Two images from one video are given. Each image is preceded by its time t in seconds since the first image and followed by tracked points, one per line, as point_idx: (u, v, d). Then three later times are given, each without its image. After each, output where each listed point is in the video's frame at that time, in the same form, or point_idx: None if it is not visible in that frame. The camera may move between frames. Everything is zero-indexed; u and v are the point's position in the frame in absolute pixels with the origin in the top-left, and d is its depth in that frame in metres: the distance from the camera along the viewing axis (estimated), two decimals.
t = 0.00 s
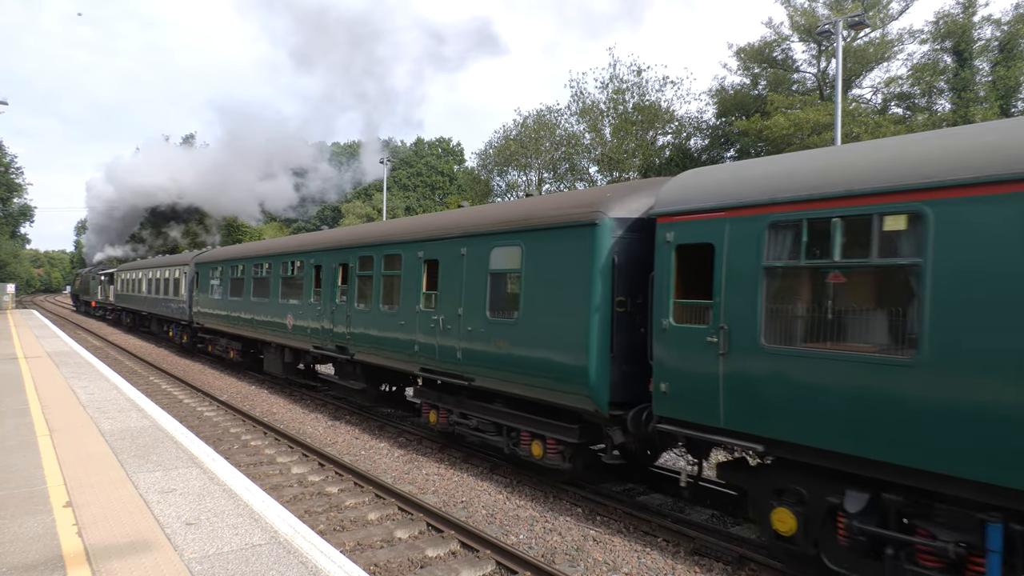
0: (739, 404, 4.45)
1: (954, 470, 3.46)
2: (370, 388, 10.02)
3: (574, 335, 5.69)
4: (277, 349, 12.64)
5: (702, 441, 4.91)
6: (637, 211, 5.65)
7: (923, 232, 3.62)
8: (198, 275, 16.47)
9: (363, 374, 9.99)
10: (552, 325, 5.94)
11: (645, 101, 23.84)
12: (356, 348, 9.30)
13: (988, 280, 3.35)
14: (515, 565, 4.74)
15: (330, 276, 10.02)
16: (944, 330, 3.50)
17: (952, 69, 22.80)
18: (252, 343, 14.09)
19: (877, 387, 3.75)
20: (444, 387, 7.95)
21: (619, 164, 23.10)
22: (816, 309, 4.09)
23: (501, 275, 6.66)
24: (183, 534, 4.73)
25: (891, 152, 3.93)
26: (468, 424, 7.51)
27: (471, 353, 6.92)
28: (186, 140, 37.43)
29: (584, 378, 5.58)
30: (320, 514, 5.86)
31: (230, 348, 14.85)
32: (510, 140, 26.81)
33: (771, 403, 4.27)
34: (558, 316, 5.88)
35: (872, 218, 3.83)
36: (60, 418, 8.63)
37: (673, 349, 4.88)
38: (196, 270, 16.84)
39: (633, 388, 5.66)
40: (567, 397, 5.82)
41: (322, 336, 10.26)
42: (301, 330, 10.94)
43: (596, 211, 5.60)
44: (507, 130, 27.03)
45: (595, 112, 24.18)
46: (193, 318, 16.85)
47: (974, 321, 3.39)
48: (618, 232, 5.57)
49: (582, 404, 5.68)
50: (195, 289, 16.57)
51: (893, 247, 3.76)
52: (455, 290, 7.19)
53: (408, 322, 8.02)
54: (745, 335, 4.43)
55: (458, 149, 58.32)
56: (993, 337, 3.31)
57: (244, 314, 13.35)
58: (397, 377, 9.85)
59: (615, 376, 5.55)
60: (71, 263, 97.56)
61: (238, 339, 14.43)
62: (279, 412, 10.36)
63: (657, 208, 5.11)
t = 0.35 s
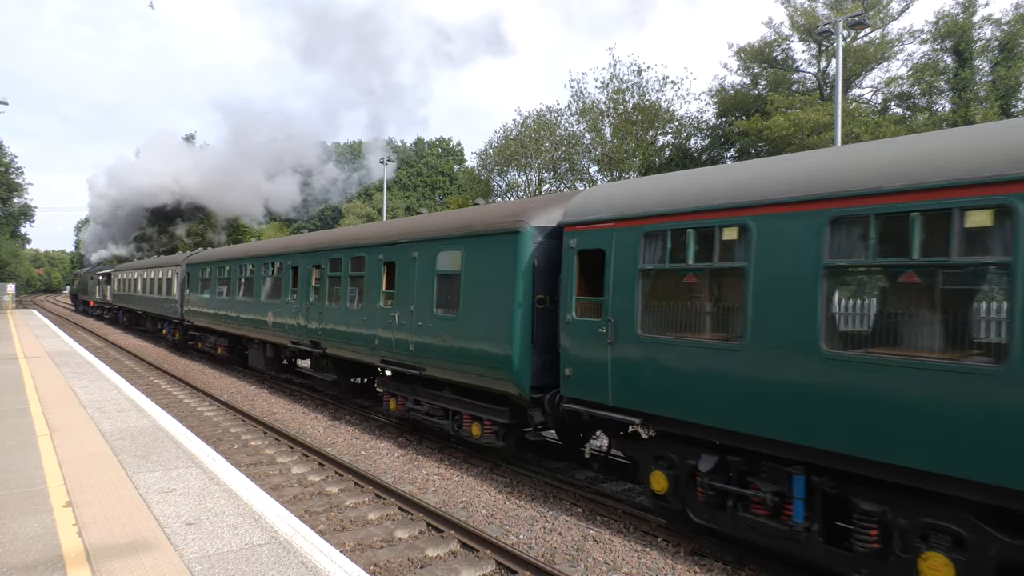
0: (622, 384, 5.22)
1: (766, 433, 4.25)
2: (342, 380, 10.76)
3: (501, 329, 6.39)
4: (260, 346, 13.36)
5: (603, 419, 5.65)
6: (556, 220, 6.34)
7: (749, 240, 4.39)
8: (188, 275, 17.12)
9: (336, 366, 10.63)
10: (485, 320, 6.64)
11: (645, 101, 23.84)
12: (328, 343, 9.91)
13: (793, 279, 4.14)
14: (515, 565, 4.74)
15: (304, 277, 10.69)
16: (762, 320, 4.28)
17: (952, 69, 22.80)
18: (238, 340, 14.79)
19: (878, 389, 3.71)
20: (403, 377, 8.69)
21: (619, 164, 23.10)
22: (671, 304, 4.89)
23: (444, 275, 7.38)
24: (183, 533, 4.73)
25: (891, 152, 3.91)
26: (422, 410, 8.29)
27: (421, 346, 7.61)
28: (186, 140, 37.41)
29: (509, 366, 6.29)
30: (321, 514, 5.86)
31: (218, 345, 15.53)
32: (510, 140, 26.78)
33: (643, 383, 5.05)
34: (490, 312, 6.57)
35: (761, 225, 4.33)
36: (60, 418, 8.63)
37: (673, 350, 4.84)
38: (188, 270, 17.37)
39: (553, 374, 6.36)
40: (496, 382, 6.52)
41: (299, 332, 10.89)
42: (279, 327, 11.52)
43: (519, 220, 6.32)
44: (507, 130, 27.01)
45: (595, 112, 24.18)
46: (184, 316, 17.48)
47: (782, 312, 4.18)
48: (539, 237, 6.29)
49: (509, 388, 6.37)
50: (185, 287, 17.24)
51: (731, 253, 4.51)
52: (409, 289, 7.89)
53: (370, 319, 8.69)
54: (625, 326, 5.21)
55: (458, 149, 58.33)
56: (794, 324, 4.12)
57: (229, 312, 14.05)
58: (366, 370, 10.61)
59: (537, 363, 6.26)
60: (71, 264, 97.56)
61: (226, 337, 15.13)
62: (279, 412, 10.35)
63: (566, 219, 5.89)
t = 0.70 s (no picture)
0: (539, 371, 6.11)
1: (642, 408, 5.12)
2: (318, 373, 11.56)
3: (442, 323, 7.23)
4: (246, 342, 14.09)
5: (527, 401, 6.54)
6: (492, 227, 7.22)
7: (628, 247, 5.23)
8: (179, 275, 17.79)
9: (311, 360, 11.44)
10: (430, 316, 7.48)
11: (645, 101, 23.85)
12: (304, 338, 10.67)
13: (655, 284, 5.00)
14: (515, 565, 4.74)
15: (283, 276, 11.45)
16: (639, 315, 5.12)
17: (952, 69, 22.80)
18: (226, 337, 15.50)
19: (877, 386, 3.73)
20: (368, 369, 9.55)
21: (619, 164, 23.09)
22: (581, 300, 5.69)
23: (400, 275, 8.24)
24: (183, 534, 4.73)
25: (890, 153, 3.94)
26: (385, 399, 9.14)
27: (381, 340, 8.45)
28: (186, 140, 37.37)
29: (452, 357, 7.12)
30: (320, 514, 5.86)
31: (208, 342, 16.27)
32: (510, 140, 26.76)
33: (553, 369, 5.96)
34: (435, 309, 7.40)
35: (637, 235, 5.16)
36: (60, 418, 8.63)
37: (673, 348, 4.85)
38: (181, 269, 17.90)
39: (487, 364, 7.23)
40: (440, 369, 7.35)
41: (278, 328, 11.61)
42: (260, 324, 12.28)
43: (460, 226, 7.18)
44: (507, 130, 26.99)
45: (595, 112, 24.19)
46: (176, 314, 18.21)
47: (650, 308, 5.03)
48: (478, 242, 7.19)
49: (450, 374, 7.21)
50: (177, 287, 17.97)
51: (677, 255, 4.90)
52: (372, 287, 8.75)
53: (340, 316, 9.53)
54: (540, 321, 6.09)
55: (458, 149, 58.33)
56: (659, 317, 4.96)
57: (216, 310, 14.75)
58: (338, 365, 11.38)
59: (475, 353, 7.12)
60: (71, 264, 97.53)
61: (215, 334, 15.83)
62: (279, 412, 10.35)
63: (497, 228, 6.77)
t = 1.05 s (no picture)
0: (474, 359, 6.94)
1: (551, 390, 5.95)
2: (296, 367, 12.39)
3: (396, 320, 8.02)
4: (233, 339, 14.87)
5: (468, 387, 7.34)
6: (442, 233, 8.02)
7: (542, 252, 6.06)
8: (173, 276, 18.50)
9: (290, 354, 12.27)
10: (386, 314, 8.28)
11: (645, 101, 23.86)
12: (283, 333, 11.47)
13: (702, 274, 4.66)
14: (514, 565, 4.74)
15: (264, 277, 12.28)
16: (550, 308, 5.95)
17: (952, 69, 22.80)
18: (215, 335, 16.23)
19: (880, 386, 3.70)
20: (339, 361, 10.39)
21: (619, 164, 23.09)
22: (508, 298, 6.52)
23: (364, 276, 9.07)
24: (183, 534, 4.73)
25: (893, 152, 3.91)
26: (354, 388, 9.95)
27: (348, 334, 9.28)
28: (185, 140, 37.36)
29: (404, 350, 7.92)
30: (320, 514, 5.86)
31: (200, 339, 16.97)
32: (510, 140, 26.76)
33: (485, 356, 6.79)
34: (391, 306, 8.20)
35: (549, 242, 6.00)
36: (60, 418, 8.63)
37: (575, 337, 5.69)
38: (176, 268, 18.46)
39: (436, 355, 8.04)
40: (395, 360, 8.15)
41: (260, 325, 12.43)
42: (244, 321, 13.12)
43: (412, 232, 7.99)
44: (507, 130, 26.99)
45: (595, 112, 24.20)
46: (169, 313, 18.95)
47: (560, 301, 5.86)
48: (428, 246, 8.00)
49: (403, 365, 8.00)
50: (170, 287, 18.70)
51: (654, 258, 5.04)
52: (340, 287, 9.60)
53: (312, 313, 10.39)
54: (475, 316, 6.93)
55: (458, 150, 58.35)
56: (566, 313, 5.79)
57: (207, 309, 15.49)
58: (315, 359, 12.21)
59: (425, 345, 7.92)
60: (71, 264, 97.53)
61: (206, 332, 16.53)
62: (279, 412, 10.35)
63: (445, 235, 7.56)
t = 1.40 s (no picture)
0: (423, 351, 7.74)
1: (483, 376, 6.79)
2: (276, 361, 13.19)
3: (360, 316, 8.82)
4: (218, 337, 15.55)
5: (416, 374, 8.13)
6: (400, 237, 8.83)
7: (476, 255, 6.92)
8: (163, 275, 18.93)
9: (270, 350, 13.08)
10: (354, 311, 9.05)
11: (645, 101, 23.87)
12: (264, 330, 12.23)
13: (592, 287, 5.52)
14: (514, 565, 4.74)
15: (245, 277, 13.09)
16: (483, 304, 6.79)
17: (952, 69, 22.80)
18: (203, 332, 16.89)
19: (882, 385, 3.73)
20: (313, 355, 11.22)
21: (619, 164, 23.08)
22: (451, 296, 7.32)
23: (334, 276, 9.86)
24: (183, 534, 4.73)
25: (892, 152, 3.94)
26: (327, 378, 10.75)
27: (320, 330, 10.10)
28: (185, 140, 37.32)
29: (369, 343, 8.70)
30: (320, 514, 5.86)
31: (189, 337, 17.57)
32: (510, 140, 26.75)
33: (429, 347, 7.63)
34: (356, 303, 9.02)
35: (481, 246, 6.86)
36: (60, 418, 8.63)
37: (499, 329, 6.57)
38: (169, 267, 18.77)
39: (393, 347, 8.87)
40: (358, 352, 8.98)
41: (243, 321, 13.21)
42: (227, 318, 13.90)
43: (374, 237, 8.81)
44: (507, 130, 26.97)
45: (595, 112, 24.19)
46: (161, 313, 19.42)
47: (490, 297, 6.71)
48: (388, 249, 8.80)
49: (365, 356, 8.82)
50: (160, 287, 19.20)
51: (557, 260, 5.90)
52: (313, 286, 10.43)
53: (290, 311, 11.17)
54: (423, 311, 7.75)
55: (458, 150, 58.35)
56: (494, 308, 6.64)
57: (194, 308, 16.17)
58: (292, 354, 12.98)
59: (385, 339, 8.75)
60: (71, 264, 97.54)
61: (196, 329, 17.14)
62: (279, 412, 10.35)
63: (402, 240, 8.37)
